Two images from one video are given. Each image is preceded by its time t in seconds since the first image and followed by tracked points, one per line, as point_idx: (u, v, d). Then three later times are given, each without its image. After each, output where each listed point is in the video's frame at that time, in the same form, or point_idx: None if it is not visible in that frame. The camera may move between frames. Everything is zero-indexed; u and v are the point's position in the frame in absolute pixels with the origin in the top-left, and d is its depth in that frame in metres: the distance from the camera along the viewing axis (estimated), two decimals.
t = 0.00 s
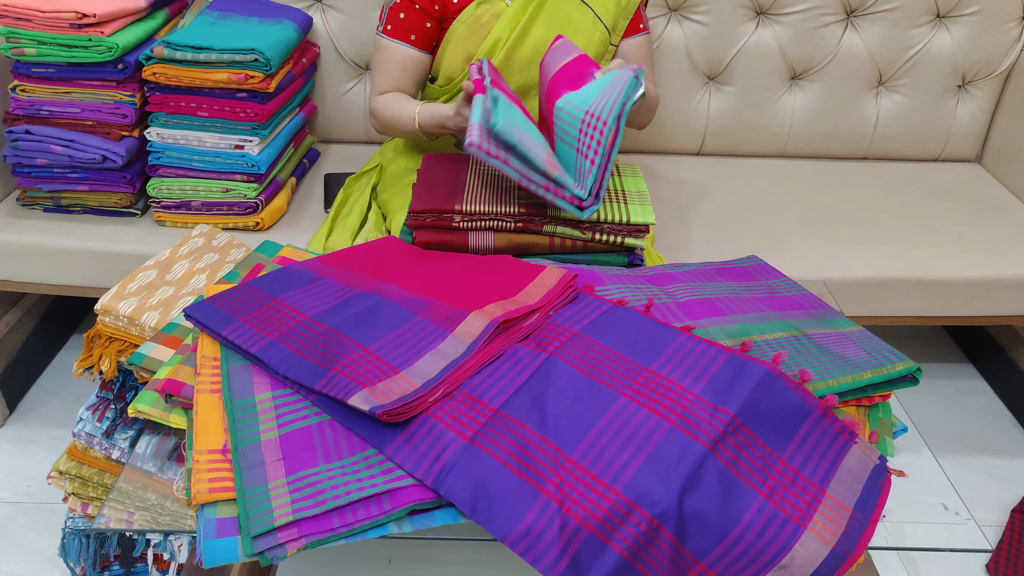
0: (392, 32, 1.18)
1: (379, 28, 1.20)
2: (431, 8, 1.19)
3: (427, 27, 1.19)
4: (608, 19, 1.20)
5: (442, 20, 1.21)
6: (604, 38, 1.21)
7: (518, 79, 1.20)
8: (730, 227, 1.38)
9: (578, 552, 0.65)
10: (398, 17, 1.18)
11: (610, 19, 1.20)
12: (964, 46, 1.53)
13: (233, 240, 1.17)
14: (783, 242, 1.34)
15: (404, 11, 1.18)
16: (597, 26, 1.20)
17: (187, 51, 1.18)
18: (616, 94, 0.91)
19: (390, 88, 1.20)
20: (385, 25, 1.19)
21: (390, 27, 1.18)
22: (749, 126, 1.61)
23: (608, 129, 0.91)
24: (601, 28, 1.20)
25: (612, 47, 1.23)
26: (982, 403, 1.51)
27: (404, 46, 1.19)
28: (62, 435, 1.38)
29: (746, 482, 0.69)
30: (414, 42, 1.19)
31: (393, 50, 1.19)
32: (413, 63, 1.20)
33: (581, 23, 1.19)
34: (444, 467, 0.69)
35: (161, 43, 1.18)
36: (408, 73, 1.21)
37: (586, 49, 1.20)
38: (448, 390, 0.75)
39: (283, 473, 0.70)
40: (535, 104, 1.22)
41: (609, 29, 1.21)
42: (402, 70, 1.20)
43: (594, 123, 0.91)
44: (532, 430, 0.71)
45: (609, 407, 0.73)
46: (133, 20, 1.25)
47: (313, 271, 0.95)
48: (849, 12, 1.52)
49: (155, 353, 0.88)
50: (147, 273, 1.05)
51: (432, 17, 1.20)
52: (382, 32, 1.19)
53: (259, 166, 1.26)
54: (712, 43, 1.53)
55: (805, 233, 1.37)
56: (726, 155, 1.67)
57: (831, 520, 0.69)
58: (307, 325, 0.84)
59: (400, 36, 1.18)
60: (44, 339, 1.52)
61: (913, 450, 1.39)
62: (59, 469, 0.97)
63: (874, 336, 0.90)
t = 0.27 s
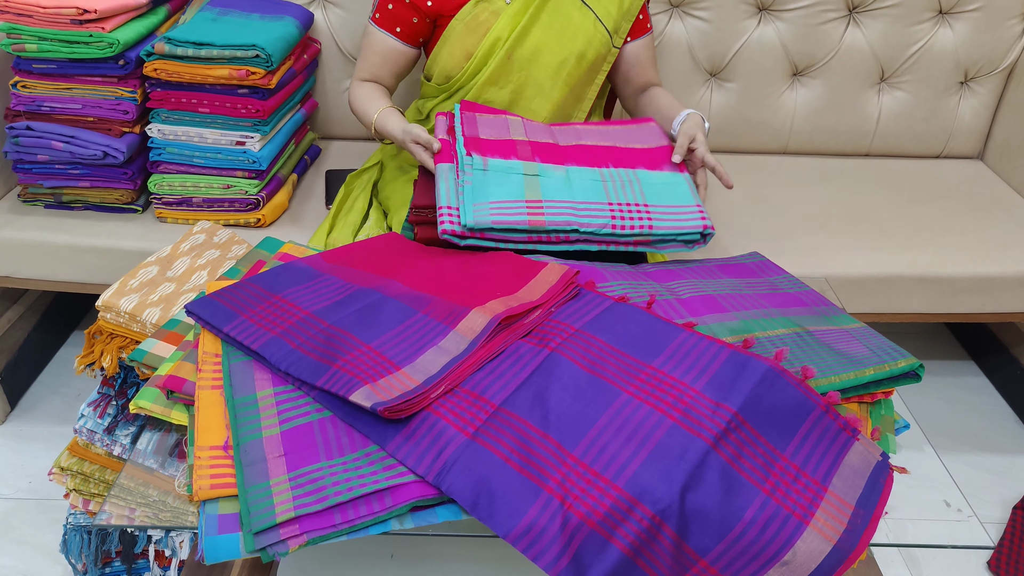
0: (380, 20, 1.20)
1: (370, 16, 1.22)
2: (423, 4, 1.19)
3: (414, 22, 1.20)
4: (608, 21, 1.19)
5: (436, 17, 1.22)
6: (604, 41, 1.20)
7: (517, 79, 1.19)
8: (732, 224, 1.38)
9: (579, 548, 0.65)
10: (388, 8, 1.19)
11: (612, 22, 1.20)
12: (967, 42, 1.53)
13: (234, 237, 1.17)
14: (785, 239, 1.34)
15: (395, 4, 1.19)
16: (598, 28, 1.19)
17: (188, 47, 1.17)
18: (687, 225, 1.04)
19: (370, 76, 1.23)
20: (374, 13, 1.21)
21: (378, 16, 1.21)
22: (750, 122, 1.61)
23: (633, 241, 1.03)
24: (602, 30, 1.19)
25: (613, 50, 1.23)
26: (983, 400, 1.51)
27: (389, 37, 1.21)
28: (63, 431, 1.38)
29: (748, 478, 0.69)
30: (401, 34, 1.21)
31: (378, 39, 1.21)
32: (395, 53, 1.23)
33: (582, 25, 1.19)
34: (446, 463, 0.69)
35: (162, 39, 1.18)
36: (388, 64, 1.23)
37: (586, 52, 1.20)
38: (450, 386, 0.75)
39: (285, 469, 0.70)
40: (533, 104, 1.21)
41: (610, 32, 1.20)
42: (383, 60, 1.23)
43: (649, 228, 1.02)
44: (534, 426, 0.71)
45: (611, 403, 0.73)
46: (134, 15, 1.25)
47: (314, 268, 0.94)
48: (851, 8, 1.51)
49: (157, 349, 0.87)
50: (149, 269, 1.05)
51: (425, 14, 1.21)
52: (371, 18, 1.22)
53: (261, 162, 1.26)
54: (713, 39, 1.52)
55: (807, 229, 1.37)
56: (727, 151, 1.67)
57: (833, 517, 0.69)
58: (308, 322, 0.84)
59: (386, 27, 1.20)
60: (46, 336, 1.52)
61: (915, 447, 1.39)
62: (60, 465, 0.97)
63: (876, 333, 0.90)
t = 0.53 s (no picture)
0: (401, 28, 1.16)
1: (385, 25, 1.17)
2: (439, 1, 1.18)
3: (436, 22, 1.18)
4: (610, 17, 1.22)
5: (448, 14, 1.21)
6: (607, 35, 1.22)
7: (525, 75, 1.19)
8: (733, 223, 1.38)
9: (580, 547, 0.65)
10: (407, 12, 1.16)
11: (613, 18, 1.23)
12: (968, 41, 1.53)
13: (235, 235, 1.17)
14: (785, 238, 1.34)
15: (413, 7, 1.16)
16: (601, 24, 1.21)
17: (188, 44, 1.17)
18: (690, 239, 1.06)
19: (401, 84, 1.18)
20: (393, 21, 1.16)
21: (399, 24, 1.16)
22: (751, 121, 1.61)
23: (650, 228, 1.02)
24: (604, 24, 1.21)
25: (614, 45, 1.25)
26: (984, 399, 1.51)
27: (413, 42, 1.17)
28: (64, 429, 1.38)
29: (748, 477, 0.69)
30: (423, 37, 1.18)
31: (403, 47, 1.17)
32: (422, 56, 1.19)
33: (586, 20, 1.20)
34: (446, 461, 0.69)
35: (162, 37, 1.18)
36: (417, 68, 1.19)
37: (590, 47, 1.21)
38: (450, 385, 0.75)
39: (285, 467, 0.70)
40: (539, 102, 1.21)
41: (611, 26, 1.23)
42: (412, 66, 1.18)
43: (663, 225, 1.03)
44: (535, 425, 0.71)
45: (612, 402, 0.73)
46: (134, 13, 1.25)
47: (315, 266, 0.94)
48: (851, 7, 1.51)
49: (157, 348, 0.87)
50: (149, 267, 1.05)
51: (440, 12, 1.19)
52: (389, 28, 1.17)
53: (261, 161, 1.26)
54: (714, 38, 1.52)
55: (807, 228, 1.37)
56: (728, 150, 1.67)
57: (833, 516, 0.69)
58: (308, 320, 0.84)
59: (410, 33, 1.16)
60: (47, 334, 1.52)
61: (916, 446, 1.39)
62: (61, 463, 0.98)
63: (876, 331, 0.90)
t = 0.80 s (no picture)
0: (410, 30, 1.15)
1: (394, 27, 1.16)
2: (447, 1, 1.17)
3: (445, 22, 1.17)
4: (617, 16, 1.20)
5: (457, 14, 1.20)
6: (611, 37, 1.21)
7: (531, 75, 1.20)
8: (734, 221, 1.38)
9: (582, 544, 0.65)
10: (416, 14, 1.14)
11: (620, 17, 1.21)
12: (970, 39, 1.52)
13: (237, 233, 1.17)
14: (787, 236, 1.34)
15: (423, 9, 1.14)
16: (607, 25, 1.20)
17: (191, 42, 1.17)
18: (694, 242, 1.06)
19: (413, 88, 1.18)
20: (402, 23, 1.15)
21: (408, 26, 1.15)
22: (753, 119, 1.61)
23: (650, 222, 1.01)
24: (611, 26, 1.20)
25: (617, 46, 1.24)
26: (985, 398, 1.51)
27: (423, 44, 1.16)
28: (66, 426, 1.39)
29: (750, 475, 0.69)
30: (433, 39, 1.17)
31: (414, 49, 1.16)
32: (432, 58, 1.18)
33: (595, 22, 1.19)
34: (449, 459, 0.69)
35: (165, 35, 1.18)
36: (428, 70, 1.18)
37: (598, 49, 1.21)
38: (453, 382, 0.75)
39: (289, 464, 0.70)
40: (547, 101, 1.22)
41: (618, 27, 1.22)
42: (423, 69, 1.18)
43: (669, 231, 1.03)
44: (538, 422, 0.71)
45: (615, 399, 0.73)
46: (137, 11, 1.25)
47: (317, 264, 0.95)
48: (854, 6, 1.51)
49: (160, 345, 0.88)
50: (152, 264, 1.05)
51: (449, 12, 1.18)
52: (398, 30, 1.15)
53: (264, 158, 1.26)
54: (716, 36, 1.52)
55: (809, 227, 1.37)
56: (730, 148, 1.67)
57: (835, 513, 0.69)
58: (311, 317, 0.84)
59: (419, 34, 1.15)
60: (49, 331, 1.52)
61: (917, 445, 1.39)
62: (64, 459, 0.98)
63: (878, 330, 0.90)
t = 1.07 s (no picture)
0: (395, 19, 1.19)
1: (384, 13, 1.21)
2: None
3: (430, 17, 1.19)
4: (618, 20, 1.18)
5: (451, 11, 1.20)
6: (616, 40, 1.18)
7: (527, 77, 1.18)
8: (736, 219, 1.38)
9: (584, 540, 0.65)
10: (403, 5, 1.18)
11: (622, 21, 1.18)
12: (973, 38, 1.52)
13: (240, 229, 1.17)
14: (789, 234, 1.34)
15: None
16: (608, 27, 1.17)
17: (194, 38, 1.17)
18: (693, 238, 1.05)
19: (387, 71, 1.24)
20: (389, 10, 1.19)
21: (393, 15, 1.19)
22: (756, 116, 1.61)
23: (653, 213, 1.03)
24: (613, 28, 1.18)
25: (624, 48, 1.21)
26: (986, 396, 1.51)
27: (405, 34, 1.20)
28: (68, 422, 1.39)
29: (753, 471, 0.69)
30: (416, 31, 1.20)
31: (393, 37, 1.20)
32: (414, 50, 1.22)
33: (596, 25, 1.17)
34: (452, 454, 0.69)
35: (168, 30, 1.18)
36: (407, 60, 1.22)
37: (597, 51, 1.18)
38: (456, 378, 0.75)
39: (292, 459, 0.70)
40: (543, 102, 1.20)
41: (621, 30, 1.19)
42: (401, 57, 1.22)
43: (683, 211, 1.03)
44: (541, 418, 0.72)
45: (617, 396, 0.73)
46: (140, 7, 1.25)
47: (320, 260, 0.95)
48: (857, 3, 1.51)
49: (163, 340, 0.88)
50: (155, 260, 1.05)
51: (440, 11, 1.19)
52: (385, 16, 1.20)
53: (266, 154, 1.26)
54: (719, 33, 1.52)
55: (811, 224, 1.37)
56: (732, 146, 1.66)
57: (837, 510, 0.69)
58: (314, 313, 0.84)
59: (403, 24, 1.19)
60: (51, 327, 1.53)
61: (919, 442, 1.39)
62: (66, 455, 0.98)
63: (881, 327, 0.90)
